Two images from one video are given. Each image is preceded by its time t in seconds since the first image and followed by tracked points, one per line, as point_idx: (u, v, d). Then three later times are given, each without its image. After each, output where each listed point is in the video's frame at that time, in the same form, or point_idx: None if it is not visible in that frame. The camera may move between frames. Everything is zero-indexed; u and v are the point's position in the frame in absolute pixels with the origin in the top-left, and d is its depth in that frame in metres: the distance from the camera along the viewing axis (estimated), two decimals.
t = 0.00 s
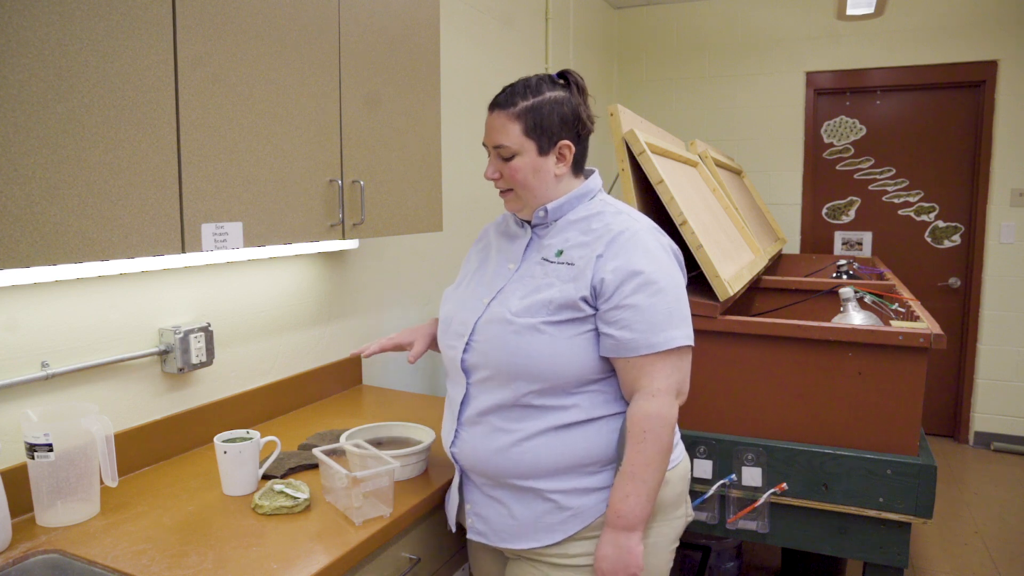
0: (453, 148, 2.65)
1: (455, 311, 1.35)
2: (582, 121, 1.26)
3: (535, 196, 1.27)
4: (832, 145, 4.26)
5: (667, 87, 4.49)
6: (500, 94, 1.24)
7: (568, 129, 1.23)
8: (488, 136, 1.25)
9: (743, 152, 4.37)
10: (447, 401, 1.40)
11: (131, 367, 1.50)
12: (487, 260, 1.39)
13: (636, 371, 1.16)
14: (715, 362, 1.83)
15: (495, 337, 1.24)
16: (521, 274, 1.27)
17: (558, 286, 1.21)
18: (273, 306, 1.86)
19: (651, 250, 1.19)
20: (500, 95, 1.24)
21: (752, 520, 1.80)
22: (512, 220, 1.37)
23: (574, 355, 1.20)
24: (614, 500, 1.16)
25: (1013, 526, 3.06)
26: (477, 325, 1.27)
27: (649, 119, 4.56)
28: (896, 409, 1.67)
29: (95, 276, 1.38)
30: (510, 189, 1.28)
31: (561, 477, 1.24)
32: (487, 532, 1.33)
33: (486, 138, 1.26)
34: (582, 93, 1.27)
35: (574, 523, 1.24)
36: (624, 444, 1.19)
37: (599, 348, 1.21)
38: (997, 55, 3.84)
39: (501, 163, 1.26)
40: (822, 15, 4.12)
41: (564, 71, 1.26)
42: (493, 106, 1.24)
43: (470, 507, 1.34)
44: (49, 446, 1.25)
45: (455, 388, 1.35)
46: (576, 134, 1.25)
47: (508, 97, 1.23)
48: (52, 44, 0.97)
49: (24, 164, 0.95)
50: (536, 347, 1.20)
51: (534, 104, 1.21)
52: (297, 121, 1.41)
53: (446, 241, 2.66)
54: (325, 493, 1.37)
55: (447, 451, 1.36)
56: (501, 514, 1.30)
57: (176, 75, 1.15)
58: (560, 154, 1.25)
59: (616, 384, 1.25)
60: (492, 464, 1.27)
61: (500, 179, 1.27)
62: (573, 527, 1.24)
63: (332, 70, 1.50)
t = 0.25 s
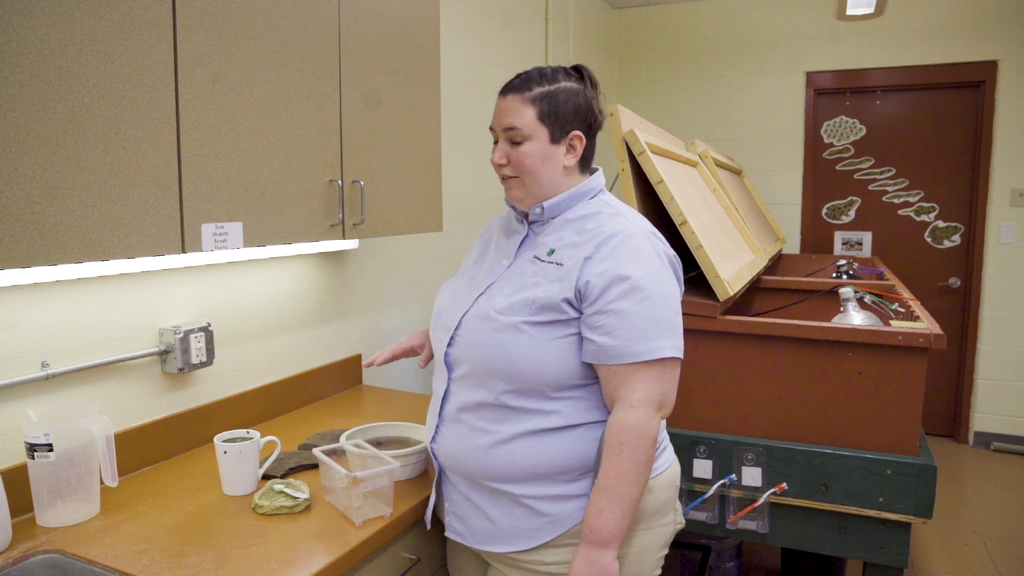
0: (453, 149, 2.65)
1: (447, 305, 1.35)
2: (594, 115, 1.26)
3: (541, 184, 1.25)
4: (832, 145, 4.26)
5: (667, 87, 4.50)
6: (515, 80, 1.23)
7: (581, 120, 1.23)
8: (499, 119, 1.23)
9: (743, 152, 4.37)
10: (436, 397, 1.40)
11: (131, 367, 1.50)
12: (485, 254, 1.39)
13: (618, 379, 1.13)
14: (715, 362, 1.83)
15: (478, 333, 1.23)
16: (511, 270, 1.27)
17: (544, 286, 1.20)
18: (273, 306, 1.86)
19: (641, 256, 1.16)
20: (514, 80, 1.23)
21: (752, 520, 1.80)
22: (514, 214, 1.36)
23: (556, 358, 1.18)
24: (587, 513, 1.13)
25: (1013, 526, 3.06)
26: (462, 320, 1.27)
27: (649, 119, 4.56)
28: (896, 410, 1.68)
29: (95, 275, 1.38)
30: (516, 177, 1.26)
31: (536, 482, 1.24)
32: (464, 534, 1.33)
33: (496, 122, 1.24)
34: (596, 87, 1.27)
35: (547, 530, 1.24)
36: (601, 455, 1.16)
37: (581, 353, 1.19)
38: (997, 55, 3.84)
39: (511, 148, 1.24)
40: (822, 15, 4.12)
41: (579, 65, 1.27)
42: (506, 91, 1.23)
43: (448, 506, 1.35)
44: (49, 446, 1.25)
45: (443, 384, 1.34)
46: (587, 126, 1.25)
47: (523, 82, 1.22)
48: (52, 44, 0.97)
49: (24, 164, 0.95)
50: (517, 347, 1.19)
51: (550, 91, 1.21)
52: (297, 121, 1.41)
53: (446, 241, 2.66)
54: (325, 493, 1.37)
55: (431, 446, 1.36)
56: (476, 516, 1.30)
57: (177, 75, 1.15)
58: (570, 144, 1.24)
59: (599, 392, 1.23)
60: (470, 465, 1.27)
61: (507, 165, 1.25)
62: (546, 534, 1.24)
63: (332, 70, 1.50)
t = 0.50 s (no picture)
0: (453, 149, 2.65)
1: (447, 302, 1.35)
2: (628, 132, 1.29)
3: (567, 187, 1.25)
4: (832, 145, 4.26)
5: (667, 87, 4.50)
6: (570, 76, 1.22)
7: (620, 135, 1.26)
8: (547, 110, 1.21)
9: (743, 152, 4.37)
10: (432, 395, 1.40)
11: (130, 367, 1.50)
12: (486, 252, 1.39)
13: (618, 387, 1.13)
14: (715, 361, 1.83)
15: (478, 333, 1.23)
16: (514, 271, 1.27)
17: (546, 288, 1.20)
18: (273, 306, 1.86)
19: (646, 264, 1.16)
20: (570, 77, 1.22)
21: (752, 520, 1.80)
22: (521, 213, 1.36)
23: (556, 362, 1.18)
24: (578, 520, 1.12)
25: (1013, 526, 3.06)
26: (463, 319, 1.27)
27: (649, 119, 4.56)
28: (896, 411, 1.68)
29: (95, 276, 1.38)
30: (546, 174, 1.24)
31: (528, 486, 1.24)
32: (454, 535, 1.33)
33: (542, 112, 1.21)
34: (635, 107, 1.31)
35: (536, 535, 1.24)
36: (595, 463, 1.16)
37: (581, 357, 1.19)
38: (997, 55, 3.84)
39: (551, 143, 1.22)
40: (822, 15, 4.12)
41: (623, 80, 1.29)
42: (560, 87, 1.21)
43: (440, 507, 1.35)
44: (49, 446, 1.25)
45: (441, 383, 1.34)
46: (621, 142, 1.28)
47: (579, 83, 1.21)
48: (52, 44, 0.97)
49: (24, 164, 0.95)
50: (518, 349, 1.18)
51: (605, 100, 1.21)
52: (297, 121, 1.41)
53: (446, 241, 2.66)
54: (325, 493, 1.37)
55: (424, 446, 1.36)
56: (467, 518, 1.30)
57: (177, 75, 1.15)
58: (604, 157, 1.26)
59: (596, 398, 1.23)
60: (463, 467, 1.27)
61: (543, 160, 1.22)
62: (536, 538, 1.24)
63: (332, 70, 1.50)
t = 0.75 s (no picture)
0: (453, 149, 2.65)
1: (454, 305, 1.34)
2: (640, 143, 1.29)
3: (579, 196, 1.25)
4: (832, 145, 4.26)
5: (667, 87, 4.50)
6: (588, 84, 1.21)
7: (632, 147, 1.26)
8: (563, 119, 1.19)
9: (743, 152, 4.36)
10: (437, 399, 1.39)
11: (131, 367, 1.50)
12: (489, 255, 1.38)
13: (642, 388, 1.14)
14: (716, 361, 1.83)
15: (493, 336, 1.23)
16: (525, 274, 1.27)
17: (563, 291, 1.20)
18: (273, 306, 1.86)
19: (663, 268, 1.17)
20: (588, 86, 1.21)
21: (751, 520, 1.80)
22: (525, 215, 1.36)
23: (574, 364, 1.18)
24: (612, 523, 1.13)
25: (1013, 526, 3.06)
26: (474, 321, 1.27)
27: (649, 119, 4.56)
28: (896, 411, 1.67)
29: (95, 276, 1.38)
30: (558, 181, 1.23)
31: (543, 489, 1.23)
32: (466, 539, 1.33)
33: (559, 120, 1.20)
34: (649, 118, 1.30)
35: (551, 537, 1.24)
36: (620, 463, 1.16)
37: (599, 359, 1.19)
38: (997, 55, 3.84)
39: (566, 152, 1.21)
40: (822, 15, 4.12)
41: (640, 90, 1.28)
42: (579, 95, 1.20)
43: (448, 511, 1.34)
44: (49, 446, 1.25)
45: (449, 386, 1.33)
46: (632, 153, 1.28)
47: (599, 93, 1.20)
48: (52, 43, 0.97)
49: (24, 164, 0.95)
50: (535, 352, 1.18)
51: (624, 113, 1.21)
52: (297, 121, 1.41)
53: (446, 241, 2.66)
54: (325, 493, 1.37)
55: (432, 450, 1.36)
56: (479, 521, 1.30)
57: (176, 74, 1.15)
58: (615, 167, 1.26)
59: (611, 399, 1.24)
60: (476, 470, 1.27)
61: (557, 168, 1.22)
62: (550, 540, 1.24)
63: (332, 70, 1.50)
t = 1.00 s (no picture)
0: (453, 149, 2.65)
1: (460, 309, 1.34)
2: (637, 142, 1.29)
3: (583, 201, 1.25)
4: (832, 145, 4.26)
5: (667, 86, 4.50)
6: (584, 91, 1.20)
7: (632, 147, 1.26)
8: (563, 128, 1.19)
9: (743, 152, 4.36)
10: (443, 403, 1.38)
11: (130, 367, 1.50)
12: (491, 259, 1.38)
13: (656, 388, 1.15)
14: (717, 362, 1.83)
15: (506, 338, 1.23)
16: (534, 276, 1.27)
17: (576, 292, 1.20)
18: (273, 306, 1.86)
19: (675, 267, 1.19)
20: (583, 92, 1.20)
21: (751, 520, 1.80)
22: (526, 218, 1.36)
23: (589, 364, 1.19)
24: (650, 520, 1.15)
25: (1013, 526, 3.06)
26: (485, 324, 1.26)
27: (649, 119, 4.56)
28: (897, 411, 1.67)
29: (95, 276, 1.38)
30: (563, 190, 1.23)
31: (560, 490, 1.23)
32: (479, 543, 1.33)
33: (558, 130, 1.20)
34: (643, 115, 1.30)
35: (568, 537, 1.24)
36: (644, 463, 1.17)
37: (614, 359, 1.20)
38: (997, 55, 3.84)
39: (568, 161, 1.21)
40: (822, 15, 4.12)
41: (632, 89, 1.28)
42: (575, 103, 1.20)
43: (460, 516, 1.34)
44: (49, 446, 1.25)
45: (458, 390, 1.33)
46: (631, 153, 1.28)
47: (594, 99, 1.19)
48: (52, 43, 0.97)
49: (24, 164, 0.95)
50: (551, 353, 1.19)
51: (620, 115, 1.21)
52: (297, 121, 1.41)
53: (446, 241, 2.66)
54: (325, 493, 1.37)
55: (440, 454, 1.35)
56: (493, 523, 1.30)
57: (176, 74, 1.15)
58: (617, 169, 1.26)
59: (625, 398, 1.25)
60: (490, 472, 1.26)
61: (561, 178, 1.21)
62: (567, 541, 1.24)
63: (332, 70, 1.50)
